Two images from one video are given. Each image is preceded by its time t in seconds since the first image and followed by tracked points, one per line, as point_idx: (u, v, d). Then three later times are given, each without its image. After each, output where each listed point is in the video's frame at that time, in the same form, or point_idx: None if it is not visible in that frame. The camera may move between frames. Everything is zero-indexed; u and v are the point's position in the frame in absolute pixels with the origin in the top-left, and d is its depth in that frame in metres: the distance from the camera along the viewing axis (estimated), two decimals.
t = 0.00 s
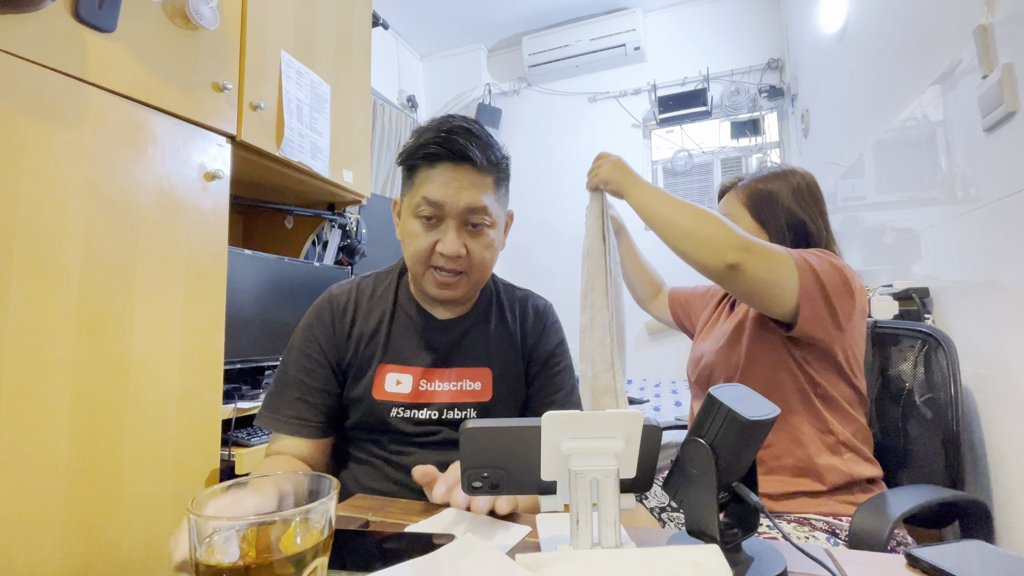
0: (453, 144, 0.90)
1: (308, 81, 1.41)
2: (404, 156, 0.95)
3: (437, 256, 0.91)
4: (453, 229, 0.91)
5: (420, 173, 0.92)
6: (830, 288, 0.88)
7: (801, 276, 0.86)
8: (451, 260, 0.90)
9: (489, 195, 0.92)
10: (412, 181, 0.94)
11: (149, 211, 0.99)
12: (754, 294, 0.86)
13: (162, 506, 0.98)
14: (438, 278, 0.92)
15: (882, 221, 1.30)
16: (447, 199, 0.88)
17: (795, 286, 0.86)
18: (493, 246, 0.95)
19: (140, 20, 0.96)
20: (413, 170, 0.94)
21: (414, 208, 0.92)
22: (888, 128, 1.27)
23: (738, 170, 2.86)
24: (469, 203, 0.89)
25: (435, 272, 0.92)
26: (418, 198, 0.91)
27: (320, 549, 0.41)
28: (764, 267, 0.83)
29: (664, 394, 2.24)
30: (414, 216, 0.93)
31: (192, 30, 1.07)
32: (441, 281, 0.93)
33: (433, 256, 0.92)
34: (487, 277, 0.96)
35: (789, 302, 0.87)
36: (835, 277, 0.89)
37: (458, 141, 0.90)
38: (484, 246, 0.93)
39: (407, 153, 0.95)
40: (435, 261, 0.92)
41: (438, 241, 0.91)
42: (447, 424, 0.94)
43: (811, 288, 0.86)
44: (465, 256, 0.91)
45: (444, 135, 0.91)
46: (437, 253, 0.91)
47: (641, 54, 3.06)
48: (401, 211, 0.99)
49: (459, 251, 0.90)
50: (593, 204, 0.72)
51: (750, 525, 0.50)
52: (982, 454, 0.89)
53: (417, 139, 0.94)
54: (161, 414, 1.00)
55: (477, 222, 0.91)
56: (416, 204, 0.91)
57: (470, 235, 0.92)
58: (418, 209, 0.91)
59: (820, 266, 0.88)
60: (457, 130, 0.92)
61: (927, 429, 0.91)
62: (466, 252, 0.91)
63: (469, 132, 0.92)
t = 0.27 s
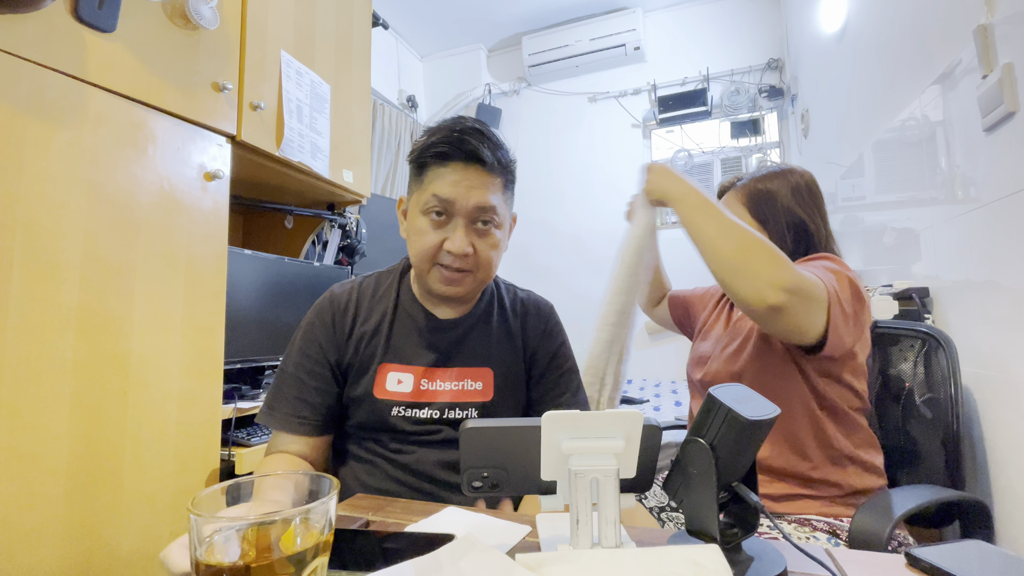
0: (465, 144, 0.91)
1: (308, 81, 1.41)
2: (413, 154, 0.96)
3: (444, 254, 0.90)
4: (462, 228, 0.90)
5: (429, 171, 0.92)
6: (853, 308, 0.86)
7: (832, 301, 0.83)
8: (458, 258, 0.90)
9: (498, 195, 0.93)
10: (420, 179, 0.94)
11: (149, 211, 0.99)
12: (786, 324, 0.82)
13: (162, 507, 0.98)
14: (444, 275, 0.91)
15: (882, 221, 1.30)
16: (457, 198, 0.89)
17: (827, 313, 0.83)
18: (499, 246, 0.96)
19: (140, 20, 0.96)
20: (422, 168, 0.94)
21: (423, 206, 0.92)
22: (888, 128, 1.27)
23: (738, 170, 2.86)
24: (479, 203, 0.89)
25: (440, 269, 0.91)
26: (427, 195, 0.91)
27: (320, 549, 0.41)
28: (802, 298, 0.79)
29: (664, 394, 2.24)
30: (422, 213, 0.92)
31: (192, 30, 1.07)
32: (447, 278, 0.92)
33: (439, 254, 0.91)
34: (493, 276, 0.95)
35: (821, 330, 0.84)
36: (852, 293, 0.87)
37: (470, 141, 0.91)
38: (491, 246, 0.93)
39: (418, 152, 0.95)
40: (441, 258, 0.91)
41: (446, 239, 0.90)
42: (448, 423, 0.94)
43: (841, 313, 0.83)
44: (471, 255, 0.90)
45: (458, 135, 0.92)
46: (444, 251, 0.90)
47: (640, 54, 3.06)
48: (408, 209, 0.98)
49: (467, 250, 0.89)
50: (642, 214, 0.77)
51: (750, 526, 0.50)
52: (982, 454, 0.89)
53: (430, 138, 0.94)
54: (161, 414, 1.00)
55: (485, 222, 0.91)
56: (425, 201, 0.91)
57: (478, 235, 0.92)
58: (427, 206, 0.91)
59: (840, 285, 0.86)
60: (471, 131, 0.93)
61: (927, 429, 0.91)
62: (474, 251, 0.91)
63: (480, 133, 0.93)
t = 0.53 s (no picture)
0: (485, 144, 0.93)
1: (308, 81, 1.41)
2: (432, 152, 0.97)
3: (456, 248, 0.91)
4: (475, 224, 0.91)
5: (446, 168, 0.93)
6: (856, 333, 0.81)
7: (828, 333, 0.79)
8: (469, 254, 0.90)
9: (512, 196, 0.94)
10: (436, 175, 0.95)
11: (149, 211, 0.99)
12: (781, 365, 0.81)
13: (162, 507, 0.98)
14: (453, 270, 0.91)
15: (881, 220, 1.30)
16: (474, 196, 0.90)
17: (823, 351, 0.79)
18: (509, 246, 0.97)
19: (140, 20, 0.96)
20: (438, 165, 0.95)
21: (439, 201, 0.92)
22: (888, 128, 1.27)
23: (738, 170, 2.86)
24: (495, 202, 0.91)
25: (449, 263, 0.91)
26: (443, 191, 0.92)
27: (320, 549, 0.41)
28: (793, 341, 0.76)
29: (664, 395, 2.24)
30: (437, 208, 0.93)
31: (192, 29, 1.07)
32: (456, 273, 0.91)
33: (450, 249, 0.91)
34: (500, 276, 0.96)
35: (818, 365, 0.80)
36: (856, 312, 0.82)
37: (489, 142, 0.93)
38: (502, 245, 0.94)
39: (436, 150, 0.96)
40: (451, 252, 0.91)
41: (458, 235, 0.91)
42: (448, 421, 0.94)
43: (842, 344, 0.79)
44: (483, 252, 0.91)
45: (479, 135, 0.94)
46: (455, 247, 0.91)
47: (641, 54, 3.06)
48: (421, 205, 0.99)
49: (479, 246, 0.90)
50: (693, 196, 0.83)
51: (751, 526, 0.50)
52: (982, 454, 0.89)
53: (451, 136, 0.95)
54: (161, 414, 1.00)
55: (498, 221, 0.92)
56: (442, 197, 0.92)
57: (490, 233, 0.93)
58: (443, 202, 0.91)
59: (843, 309, 0.81)
60: (491, 133, 0.95)
61: (926, 429, 0.91)
62: (485, 248, 0.91)
63: (499, 136, 0.95)
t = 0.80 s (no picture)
0: (514, 149, 0.93)
1: (308, 81, 1.41)
2: (459, 150, 0.97)
3: (476, 248, 0.92)
4: (498, 226, 0.92)
5: (473, 168, 0.93)
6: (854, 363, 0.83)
7: (829, 369, 0.81)
8: (489, 255, 0.91)
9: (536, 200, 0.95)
10: (461, 174, 0.95)
11: (149, 211, 0.99)
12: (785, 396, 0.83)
13: (162, 507, 0.98)
14: (470, 269, 0.93)
15: (882, 220, 1.30)
16: (500, 198, 0.91)
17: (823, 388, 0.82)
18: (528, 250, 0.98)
19: (140, 20, 0.96)
20: (465, 164, 0.95)
21: (464, 200, 0.93)
22: (888, 128, 1.27)
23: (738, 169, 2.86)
24: (520, 205, 0.91)
25: (467, 262, 0.92)
26: (469, 192, 0.92)
27: (320, 549, 0.41)
28: (794, 382, 0.79)
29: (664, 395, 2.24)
30: (461, 207, 0.93)
31: (192, 30, 1.07)
32: (473, 272, 0.93)
33: (470, 248, 0.92)
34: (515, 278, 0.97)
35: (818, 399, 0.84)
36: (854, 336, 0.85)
37: (518, 147, 0.93)
38: (522, 249, 0.95)
39: (464, 148, 0.96)
40: (471, 252, 0.92)
41: (480, 235, 0.92)
42: (451, 419, 0.94)
43: (840, 377, 0.82)
44: (503, 254, 0.92)
45: (509, 138, 0.94)
46: (476, 247, 0.92)
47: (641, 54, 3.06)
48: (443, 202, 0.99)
49: (500, 249, 0.91)
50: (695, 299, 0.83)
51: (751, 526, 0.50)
52: (982, 454, 0.89)
53: (481, 136, 0.95)
54: (161, 414, 1.00)
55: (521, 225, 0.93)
56: (467, 197, 0.92)
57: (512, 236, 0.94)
58: (468, 202, 0.92)
59: (841, 340, 0.83)
60: (521, 137, 0.95)
61: (926, 430, 0.91)
62: (506, 250, 0.92)
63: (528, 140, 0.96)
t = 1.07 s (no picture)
0: (541, 156, 0.96)
1: (308, 81, 1.41)
2: (488, 157, 1.00)
3: (499, 248, 0.93)
4: (521, 228, 0.93)
5: (501, 173, 0.96)
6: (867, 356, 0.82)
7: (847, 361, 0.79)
8: (511, 255, 0.92)
9: (556, 206, 0.97)
10: (488, 178, 0.98)
11: (149, 210, 0.99)
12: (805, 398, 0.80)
13: (162, 506, 0.98)
14: (492, 268, 0.93)
15: (881, 221, 1.30)
16: (526, 201, 0.92)
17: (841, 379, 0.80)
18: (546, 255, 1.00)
19: (140, 20, 0.96)
20: (493, 169, 0.98)
21: (489, 202, 0.95)
22: (888, 128, 1.27)
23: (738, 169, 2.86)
24: (544, 209, 0.94)
25: (490, 262, 0.93)
26: (495, 194, 0.94)
27: (320, 549, 0.41)
28: (813, 373, 0.77)
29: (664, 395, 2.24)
30: (486, 209, 0.95)
31: (192, 30, 1.07)
32: (494, 272, 0.93)
33: (493, 248, 0.93)
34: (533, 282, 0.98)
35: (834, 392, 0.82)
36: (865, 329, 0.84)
37: (545, 154, 0.96)
38: (541, 252, 0.97)
39: (493, 155, 0.99)
40: (494, 252, 0.93)
41: (504, 236, 0.93)
42: (464, 416, 0.94)
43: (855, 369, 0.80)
44: (525, 256, 0.93)
45: (535, 146, 0.97)
46: (499, 247, 0.93)
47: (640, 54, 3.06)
48: (468, 206, 1.01)
49: (523, 249, 0.92)
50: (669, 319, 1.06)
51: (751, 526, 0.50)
52: (982, 454, 0.89)
53: (508, 144, 0.98)
54: (161, 414, 1.00)
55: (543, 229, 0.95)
56: (493, 199, 0.94)
57: (534, 239, 0.95)
58: (494, 203, 0.94)
59: (853, 332, 0.82)
60: (546, 146, 0.98)
61: (926, 429, 0.91)
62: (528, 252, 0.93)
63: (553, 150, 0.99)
